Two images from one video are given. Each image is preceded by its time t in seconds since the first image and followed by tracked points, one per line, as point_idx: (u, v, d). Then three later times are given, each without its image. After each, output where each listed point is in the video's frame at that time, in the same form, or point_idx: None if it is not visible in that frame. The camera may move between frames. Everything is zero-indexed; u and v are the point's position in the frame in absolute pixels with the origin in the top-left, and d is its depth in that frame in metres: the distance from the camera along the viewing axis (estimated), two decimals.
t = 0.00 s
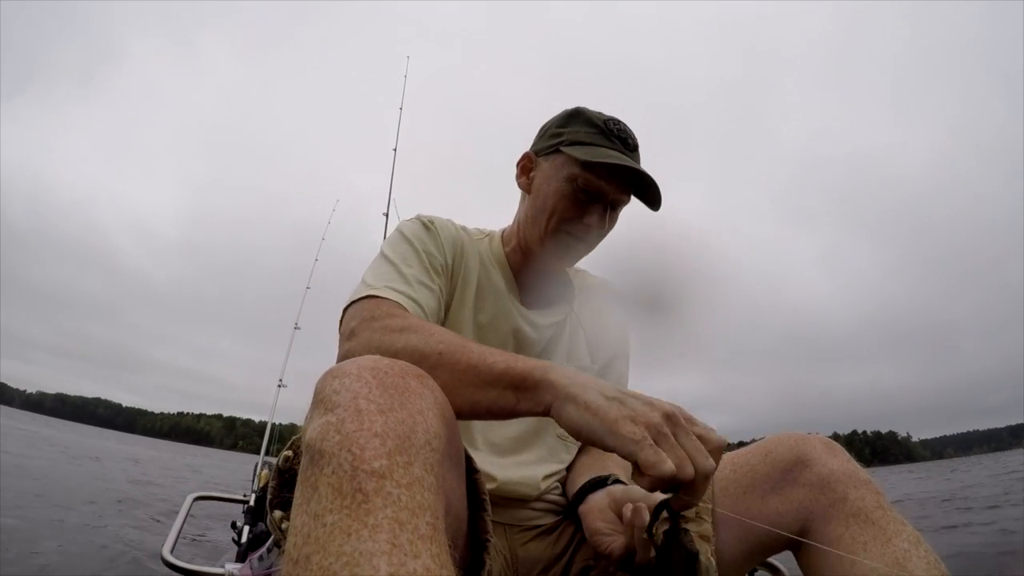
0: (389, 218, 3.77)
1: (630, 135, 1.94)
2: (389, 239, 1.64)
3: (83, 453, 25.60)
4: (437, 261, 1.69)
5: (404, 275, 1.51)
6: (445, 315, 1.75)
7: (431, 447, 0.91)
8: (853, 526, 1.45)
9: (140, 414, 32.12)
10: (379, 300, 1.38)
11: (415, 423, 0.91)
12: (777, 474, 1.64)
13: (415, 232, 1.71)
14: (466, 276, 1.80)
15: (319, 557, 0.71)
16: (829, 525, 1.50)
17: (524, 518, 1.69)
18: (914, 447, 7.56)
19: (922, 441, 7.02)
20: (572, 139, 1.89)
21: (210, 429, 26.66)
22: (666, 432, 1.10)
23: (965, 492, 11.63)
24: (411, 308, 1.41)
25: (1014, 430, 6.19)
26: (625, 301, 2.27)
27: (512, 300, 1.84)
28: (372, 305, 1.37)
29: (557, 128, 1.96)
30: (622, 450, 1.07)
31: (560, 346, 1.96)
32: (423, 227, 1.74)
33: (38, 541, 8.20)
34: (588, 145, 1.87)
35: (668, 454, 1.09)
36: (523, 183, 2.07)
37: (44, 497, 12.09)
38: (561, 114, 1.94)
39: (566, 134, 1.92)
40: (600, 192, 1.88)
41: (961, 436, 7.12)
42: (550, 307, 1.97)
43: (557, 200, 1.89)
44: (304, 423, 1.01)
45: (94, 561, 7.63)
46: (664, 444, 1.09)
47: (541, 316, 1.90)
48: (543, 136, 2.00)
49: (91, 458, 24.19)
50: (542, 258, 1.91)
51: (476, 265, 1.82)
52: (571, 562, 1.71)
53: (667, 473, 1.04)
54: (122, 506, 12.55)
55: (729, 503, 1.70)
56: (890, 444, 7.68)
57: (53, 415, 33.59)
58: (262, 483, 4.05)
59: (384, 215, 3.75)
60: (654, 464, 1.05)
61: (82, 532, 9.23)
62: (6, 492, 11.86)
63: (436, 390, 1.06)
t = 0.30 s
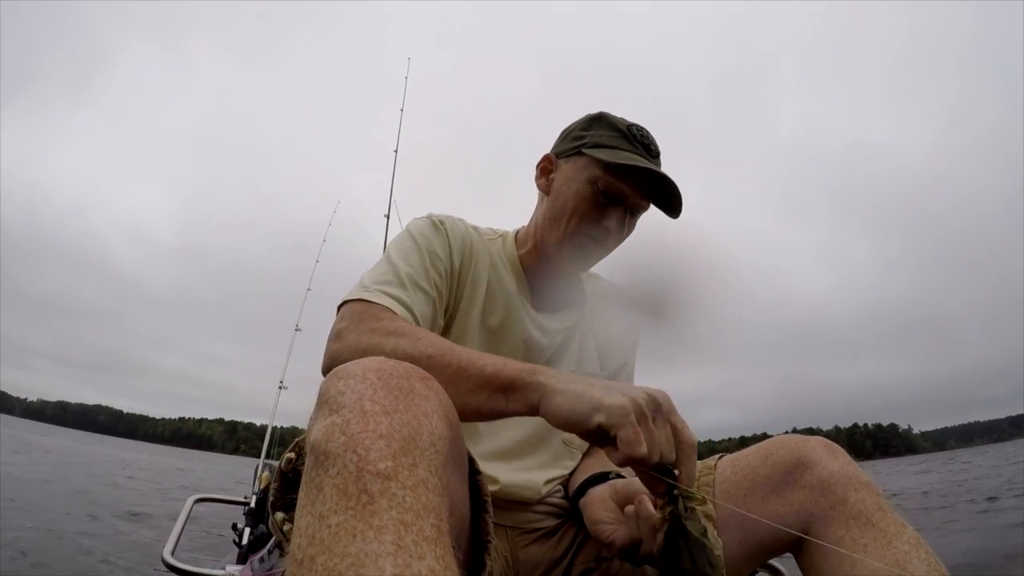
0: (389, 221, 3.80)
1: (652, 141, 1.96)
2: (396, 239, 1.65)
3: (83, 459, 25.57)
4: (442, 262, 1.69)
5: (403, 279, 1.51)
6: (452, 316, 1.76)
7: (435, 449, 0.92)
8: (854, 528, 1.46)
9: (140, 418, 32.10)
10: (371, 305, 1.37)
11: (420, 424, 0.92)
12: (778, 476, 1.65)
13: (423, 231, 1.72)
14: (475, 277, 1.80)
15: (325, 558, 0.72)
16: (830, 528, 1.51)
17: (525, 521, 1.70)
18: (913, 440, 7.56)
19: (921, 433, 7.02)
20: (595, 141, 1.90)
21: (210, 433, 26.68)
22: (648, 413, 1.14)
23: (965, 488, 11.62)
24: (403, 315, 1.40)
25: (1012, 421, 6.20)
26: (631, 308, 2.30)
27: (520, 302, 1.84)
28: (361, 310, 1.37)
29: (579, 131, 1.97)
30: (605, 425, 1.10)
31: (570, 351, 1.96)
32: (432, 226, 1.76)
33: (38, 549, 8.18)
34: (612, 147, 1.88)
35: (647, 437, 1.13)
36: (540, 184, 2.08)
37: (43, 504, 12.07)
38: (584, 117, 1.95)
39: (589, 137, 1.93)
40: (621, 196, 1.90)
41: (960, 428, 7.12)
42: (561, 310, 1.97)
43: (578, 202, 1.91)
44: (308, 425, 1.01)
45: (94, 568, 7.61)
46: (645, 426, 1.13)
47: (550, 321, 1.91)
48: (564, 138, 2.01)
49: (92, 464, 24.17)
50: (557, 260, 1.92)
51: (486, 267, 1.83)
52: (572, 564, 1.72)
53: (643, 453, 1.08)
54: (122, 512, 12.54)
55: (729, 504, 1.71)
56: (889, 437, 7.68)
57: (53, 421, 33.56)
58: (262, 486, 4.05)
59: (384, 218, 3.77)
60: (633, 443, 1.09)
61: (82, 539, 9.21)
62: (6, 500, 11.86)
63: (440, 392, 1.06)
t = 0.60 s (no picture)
0: (390, 222, 3.82)
1: (667, 148, 1.95)
2: (406, 244, 1.66)
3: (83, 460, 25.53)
4: (452, 269, 1.69)
5: (410, 295, 1.52)
6: (463, 320, 1.76)
7: (441, 450, 0.92)
8: (853, 530, 1.46)
9: (139, 418, 32.08)
10: (377, 329, 1.39)
11: (426, 426, 0.92)
12: (777, 478, 1.65)
13: (434, 235, 1.73)
14: (486, 281, 1.80)
15: (332, 559, 0.72)
16: (829, 530, 1.51)
17: (525, 524, 1.70)
18: (913, 437, 7.55)
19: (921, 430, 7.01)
20: (610, 147, 1.90)
21: (210, 432, 26.69)
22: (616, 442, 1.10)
23: (965, 486, 11.62)
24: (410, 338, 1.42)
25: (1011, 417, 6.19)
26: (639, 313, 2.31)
27: (529, 309, 1.84)
28: (368, 334, 1.39)
29: (596, 136, 1.98)
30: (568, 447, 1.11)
31: (578, 357, 1.95)
32: (443, 230, 1.76)
33: (38, 549, 8.17)
34: (627, 155, 1.89)
35: (611, 465, 1.11)
36: (556, 187, 2.08)
37: (43, 505, 12.07)
38: (601, 123, 1.96)
39: (605, 142, 1.93)
40: (633, 205, 1.91)
41: (959, 424, 7.11)
42: (570, 315, 1.98)
43: (591, 207, 1.92)
44: (314, 425, 1.01)
45: (95, 568, 7.60)
46: (610, 455, 1.11)
47: (560, 325, 1.91)
48: (580, 142, 2.02)
49: (92, 464, 24.16)
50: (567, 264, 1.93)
51: (497, 271, 1.83)
52: (572, 566, 1.72)
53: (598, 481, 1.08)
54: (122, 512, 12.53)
55: (728, 507, 1.71)
56: (889, 434, 7.66)
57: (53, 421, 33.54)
58: (263, 486, 4.05)
59: (385, 218, 3.79)
60: (592, 470, 1.08)
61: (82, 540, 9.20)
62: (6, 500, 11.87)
63: (445, 394, 1.06)
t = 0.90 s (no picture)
0: (389, 218, 3.83)
1: (664, 145, 1.95)
2: (407, 245, 1.66)
3: (82, 458, 25.52)
4: (453, 269, 1.69)
5: (412, 294, 1.52)
6: (464, 319, 1.76)
7: (443, 448, 0.92)
8: (852, 528, 1.46)
9: (138, 416, 32.06)
10: (375, 326, 1.41)
11: (428, 423, 0.92)
12: (776, 476, 1.65)
13: (436, 236, 1.73)
14: (487, 281, 1.80)
15: (335, 555, 0.72)
16: (828, 528, 1.51)
17: (525, 521, 1.69)
18: (911, 435, 7.55)
19: (920, 429, 7.00)
20: (604, 145, 1.90)
21: (209, 430, 26.69)
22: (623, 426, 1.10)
23: (963, 484, 11.64)
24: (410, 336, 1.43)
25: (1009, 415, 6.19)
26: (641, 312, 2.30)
27: (530, 308, 1.84)
28: (367, 331, 1.41)
29: (591, 135, 1.98)
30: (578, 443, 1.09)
31: (581, 357, 1.95)
32: (445, 231, 1.76)
33: (37, 548, 8.15)
34: (621, 152, 1.88)
35: (622, 448, 1.11)
36: (553, 187, 2.09)
37: (43, 503, 12.06)
38: (596, 122, 1.95)
39: (599, 141, 1.93)
40: (627, 203, 1.91)
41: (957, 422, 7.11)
42: (571, 315, 1.97)
43: (587, 206, 1.91)
44: (316, 422, 1.01)
45: (94, 566, 7.59)
46: (619, 439, 1.11)
47: (562, 324, 1.91)
48: (576, 142, 2.02)
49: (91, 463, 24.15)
50: (566, 263, 1.93)
51: (499, 270, 1.82)
52: (571, 565, 1.71)
53: (616, 468, 1.08)
54: (122, 510, 12.53)
55: (728, 505, 1.71)
56: (887, 432, 7.66)
57: (52, 420, 33.51)
58: (262, 484, 4.04)
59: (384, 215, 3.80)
60: (607, 459, 1.08)
61: (81, 538, 9.18)
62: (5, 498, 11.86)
63: (447, 392, 1.06)
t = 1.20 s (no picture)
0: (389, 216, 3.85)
1: (658, 140, 1.95)
2: (402, 244, 1.66)
3: (81, 457, 25.48)
4: (449, 268, 1.69)
5: (406, 293, 1.52)
6: (460, 317, 1.75)
7: (441, 447, 0.92)
8: (851, 527, 1.46)
9: (137, 415, 32.01)
10: (370, 324, 1.40)
11: (426, 422, 0.91)
12: (775, 475, 1.65)
13: (432, 235, 1.72)
14: (484, 278, 1.79)
15: (333, 555, 0.71)
16: (827, 526, 1.51)
17: (523, 519, 1.69)
18: (911, 433, 7.54)
19: (918, 428, 7.00)
20: (597, 142, 1.91)
21: (208, 430, 26.67)
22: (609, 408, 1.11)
23: (963, 482, 11.63)
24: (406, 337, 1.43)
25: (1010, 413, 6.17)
26: (637, 309, 2.30)
27: (526, 307, 1.83)
28: (361, 330, 1.41)
29: (584, 132, 1.98)
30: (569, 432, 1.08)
31: (578, 356, 1.95)
32: (441, 230, 1.76)
33: (36, 548, 8.13)
34: (613, 148, 1.88)
35: (612, 432, 1.10)
36: (547, 185, 2.09)
37: (42, 503, 12.04)
38: (589, 119, 1.96)
39: (592, 138, 1.94)
40: (620, 199, 1.90)
41: (956, 421, 7.10)
42: (567, 313, 1.96)
43: (579, 203, 1.91)
44: (313, 421, 1.01)
45: (94, 565, 7.57)
46: (608, 422, 1.11)
47: (559, 323, 1.91)
48: (569, 139, 2.02)
49: (90, 462, 24.12)
50: (561, 261, 1.92)
51: (495, 268, 1.82)
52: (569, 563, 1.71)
53: (607, 451, 1.05)
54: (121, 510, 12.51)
55: (727, 503, 1.71)
56: (886, 430, 7.65)
57: (51, 419, 33.46)
58: (261, 483, 4.04)
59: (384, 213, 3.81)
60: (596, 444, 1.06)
61: (80, 538, 9.16)
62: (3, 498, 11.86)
63: (444, 391, 1.06)
